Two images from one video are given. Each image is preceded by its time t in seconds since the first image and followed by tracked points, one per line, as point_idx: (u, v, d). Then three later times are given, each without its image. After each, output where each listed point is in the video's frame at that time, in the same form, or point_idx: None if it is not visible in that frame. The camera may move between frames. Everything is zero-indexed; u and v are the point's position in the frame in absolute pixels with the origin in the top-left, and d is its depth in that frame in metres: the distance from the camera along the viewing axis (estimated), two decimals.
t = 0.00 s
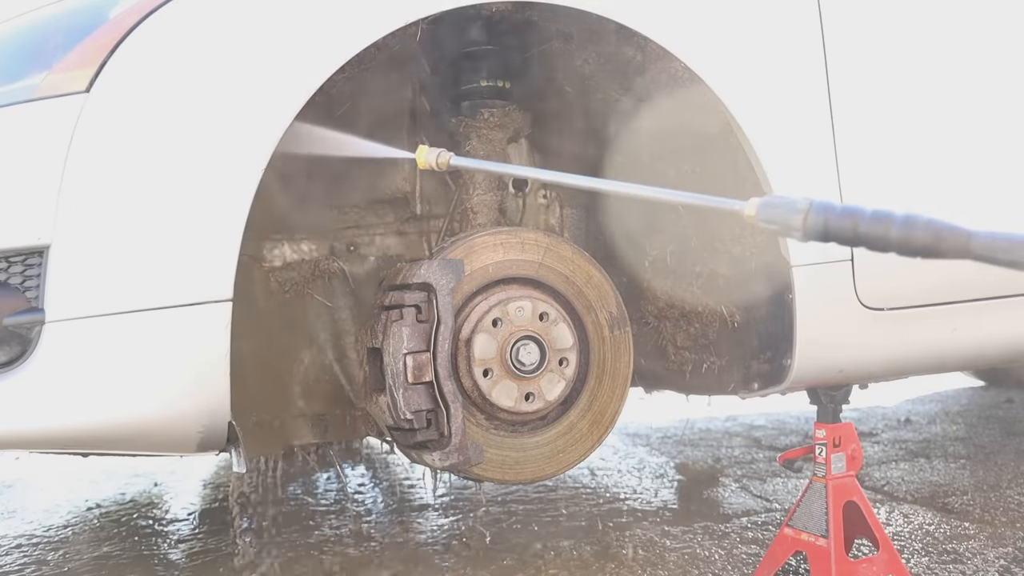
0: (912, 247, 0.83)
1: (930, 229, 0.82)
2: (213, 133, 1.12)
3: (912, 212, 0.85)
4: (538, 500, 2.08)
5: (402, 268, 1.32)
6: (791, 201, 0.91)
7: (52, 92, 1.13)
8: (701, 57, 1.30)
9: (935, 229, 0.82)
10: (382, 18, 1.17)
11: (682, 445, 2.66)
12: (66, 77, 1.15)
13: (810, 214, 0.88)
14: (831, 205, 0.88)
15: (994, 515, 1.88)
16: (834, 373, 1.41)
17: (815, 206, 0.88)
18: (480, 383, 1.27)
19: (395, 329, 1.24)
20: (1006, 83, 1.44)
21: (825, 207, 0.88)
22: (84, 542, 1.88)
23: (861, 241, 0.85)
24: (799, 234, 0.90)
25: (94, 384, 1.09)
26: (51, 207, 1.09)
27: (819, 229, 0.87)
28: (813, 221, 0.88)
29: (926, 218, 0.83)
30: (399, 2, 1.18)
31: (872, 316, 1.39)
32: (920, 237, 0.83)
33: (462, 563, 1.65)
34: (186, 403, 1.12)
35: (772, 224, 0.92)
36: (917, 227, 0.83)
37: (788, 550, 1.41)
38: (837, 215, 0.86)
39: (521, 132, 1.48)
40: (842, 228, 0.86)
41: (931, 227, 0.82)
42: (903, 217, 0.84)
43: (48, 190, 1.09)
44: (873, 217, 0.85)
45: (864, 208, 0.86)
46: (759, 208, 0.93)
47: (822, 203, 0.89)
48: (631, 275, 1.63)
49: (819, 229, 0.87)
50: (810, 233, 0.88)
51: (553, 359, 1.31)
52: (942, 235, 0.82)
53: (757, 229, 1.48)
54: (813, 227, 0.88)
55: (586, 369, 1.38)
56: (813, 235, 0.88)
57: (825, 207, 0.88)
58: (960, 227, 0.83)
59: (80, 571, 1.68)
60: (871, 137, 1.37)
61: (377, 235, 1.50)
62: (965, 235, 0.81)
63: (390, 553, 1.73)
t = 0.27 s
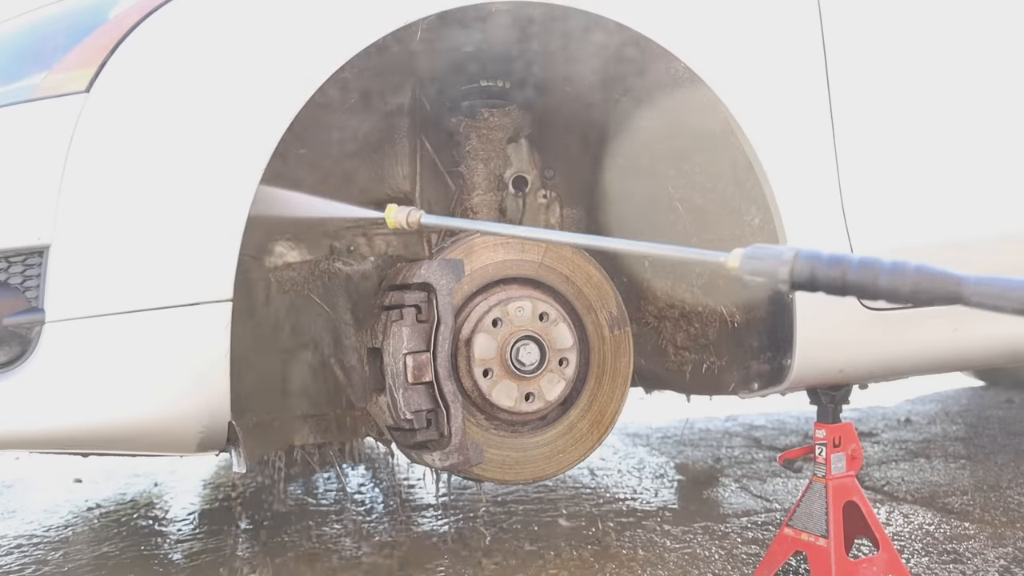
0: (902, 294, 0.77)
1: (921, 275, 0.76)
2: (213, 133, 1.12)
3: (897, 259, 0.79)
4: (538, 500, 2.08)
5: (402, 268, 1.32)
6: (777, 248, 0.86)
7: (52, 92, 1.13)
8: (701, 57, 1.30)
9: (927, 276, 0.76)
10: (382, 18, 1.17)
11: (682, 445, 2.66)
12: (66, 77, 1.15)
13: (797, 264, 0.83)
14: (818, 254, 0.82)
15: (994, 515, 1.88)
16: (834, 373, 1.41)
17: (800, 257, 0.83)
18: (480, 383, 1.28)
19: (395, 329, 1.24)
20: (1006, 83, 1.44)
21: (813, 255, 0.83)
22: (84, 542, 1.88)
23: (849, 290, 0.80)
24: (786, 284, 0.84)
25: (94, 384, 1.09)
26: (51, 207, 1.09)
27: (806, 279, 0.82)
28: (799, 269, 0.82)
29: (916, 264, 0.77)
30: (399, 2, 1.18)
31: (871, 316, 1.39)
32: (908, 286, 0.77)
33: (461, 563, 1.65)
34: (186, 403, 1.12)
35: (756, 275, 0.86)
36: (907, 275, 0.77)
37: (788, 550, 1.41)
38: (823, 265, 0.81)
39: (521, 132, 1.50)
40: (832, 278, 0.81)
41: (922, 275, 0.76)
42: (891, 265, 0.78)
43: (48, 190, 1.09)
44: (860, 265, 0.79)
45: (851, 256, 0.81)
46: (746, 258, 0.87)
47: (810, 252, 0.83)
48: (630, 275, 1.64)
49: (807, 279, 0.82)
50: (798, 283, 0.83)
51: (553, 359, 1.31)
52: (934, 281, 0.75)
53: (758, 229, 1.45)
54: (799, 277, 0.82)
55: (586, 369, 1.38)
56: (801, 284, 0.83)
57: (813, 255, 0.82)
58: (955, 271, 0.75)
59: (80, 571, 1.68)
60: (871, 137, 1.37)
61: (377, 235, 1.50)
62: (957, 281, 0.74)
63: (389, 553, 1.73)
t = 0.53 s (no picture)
0: (909, 394, 0.84)
1: (920, 375, 0.83)
2: (213, 133, 1.12)
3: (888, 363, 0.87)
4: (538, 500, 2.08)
5: (402, 268, 1.32)
6: (777, 363, 0.92)
7: (52, 92, 1.13)
8: (701, 57, 1.30)
9: (925, 375, 0.83)
10: (382, 18, 1.17)
11: (682, 445, 2.66)
12: (66, 77, 1.15)
13: (798, 378, 0.89)
14: (816, 366, 0.90)
15: (994, 515, 1.88)
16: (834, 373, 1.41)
17: (799, 372, 0.89)
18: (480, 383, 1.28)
19: (394, 329, 1.24)
20: (1006, 83, 1.44)
21: (811, 369, 0.89)
22: (84, 542, 1.88)
23: (856, 394, 0.87)
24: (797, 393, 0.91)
25: (94, 384, 1.09)
26: (51, 207, 1.09)
27: (812, 391, 0.89)
28: (803, 384, 0.89)
29: (915, 365, 0.84)
30: (399, 2, 1.18)
31: (871, 316, 1.39)
32: (916, 385, 0.83)
33: (462, 563, 1.65)
34: (186, 403, 1.12)
35: (762, 396, 0.92)
36: (907, 375, 0.84)
37: (788, 550, 1.41)
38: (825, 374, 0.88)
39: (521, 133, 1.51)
40: (833, 383, 0.88)
41: (921, 373, 0.83)
42: (891, 369, 0.86)
43: (48, 190, 1.09)
44: (857, 372, 0.87)
45: (850, 365, 0.89)
46: (745, 376, 0.93)
47: (809, 366, 0.90)
48: (630, 275, 1.66)
49: (811, 392, 0.89)
50: (804, 395, 0.90)
51: (553, 359, 1.31)
52: (935, 381, 0.82)
53: (757, 229, 1.45)
54: (803, 389, 0.89)
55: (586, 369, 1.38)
56: (807, 397, 0.90)
57: (811, 367, 0.89)
58: (951, 367, 0.83)
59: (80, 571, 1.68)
60: (871, 138, 1.37)
61: (377, 235, 1.49)
62: (958, 376, 0.81)
63: (387, 555, 1.72)
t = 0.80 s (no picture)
0: (914, 206, 0.80)
1: (930, 188, 0.79)
2: (212, 133, 1.12)
3: (920, 175, 0.82)
4: (538, 500, 2.08)
5: (402, 267, 1.32)
6: (807, 154, 0.90)
7: (52, 92, 1.13)
8: (701, 57, 1.30)
9: (938, 188, 0.78)
10: (381, 18, 1.17)
11: (682, 445, 2.66)
12: (66, 77, 1.15)
13: (821, 169, 0.87)
14: (846, 167, 0.85)
15: (994, 515, 1.88)
16: (834, 373, 1.41)
17: (826, 162, 0.87)
18: (480, 383, 1.27)
19: (394, 329, 1.24)
20: (1006, 83, 1.44)
21: (836, 164, 0.86)
22: (84, 542, 1.88)
23: (868, 196, 0.82)
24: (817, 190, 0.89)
25: (94, 384, 1.09)
26: (51, 207, 1.09)
27: (829, 185, 0.86)
28: (821, 178, 0.86)
29: (932, 177, 0.80)
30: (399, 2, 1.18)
31: (871, 316, 1.39)
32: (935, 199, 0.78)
33: (462, 563, 1.65)
34: (186, 403, 1.12)
35: (782, 178, 0.91)
36: (919, 185, 0.80)
37: (788, 550, 1.41)
38: (848, 178, 0.84)
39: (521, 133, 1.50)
40: (852, 190, 0.83)
41: (934, 186, 0.79)
42: (909, 180, 0.81)
43: (48, 190, 1.09)
44: (902, 179, 0.81)
45: (876, 167, 0.84)
46: (776, 161, 0.93)
47: (837, 161, 0.87)
48: (631, 275, 1.65)
49: (830, 185, 0.86)
50: (824, 188, 0.86)
51: (553, 359, 1.31)
52: (943, 197, 0.78)
53: (757, 229, 1.45)
54: (825, 182, 0.86)
55: (586, 369, 1.38)
56: (826, 191, 0.86)
57: (834, 163, 0.86)
58: (961, 188, 0.78)
59: (80, 571, 1.68)
60: (871, 137, 1.37)
61: (376, 235, 1.49)
62: (966, 197, 0.77)
63: (388, 554, 1.72)
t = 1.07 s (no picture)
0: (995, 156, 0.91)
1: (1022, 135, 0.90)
2: (212, 134, 1.12)
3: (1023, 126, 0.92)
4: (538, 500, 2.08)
5: (402, 267, 1.32)
6: (908, 109, 1.02)
7: (52, 92, 1.13)
8: (701, 57, 1.29)
9: None
10: (382, 18, 1.17)
11: (682, 445, 2.66)
12: (66, 77, 1.15)
13: (922, 125, 0.98)
14: (942, 117, 0.97)
15: (995, 515, 1.88)
16: (834, 372, 1.41)
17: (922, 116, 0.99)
18: (480, 383, 1.27)
19: (394, 329, 1.24)
20: (1006, 83, 1.44)
21: (938, 117, 0.98)
22: (84, 542, 1.88)
23: (974, 150, 0.92)
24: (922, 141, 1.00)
25: (94, 384, 1.09)
26: (51, 207, 1.09)
27: (936, 134, 0.96)
28: (927, 129, 0.98)
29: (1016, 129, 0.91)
30: (399, 2, 1.18)
31: (871, 316, 1.39)
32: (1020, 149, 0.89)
33: (462, 563, 1.65)
34: (186, 403, 1.12)
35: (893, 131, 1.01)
36: (1010, 137, 0.91)
37: (788, 551, 1.41)
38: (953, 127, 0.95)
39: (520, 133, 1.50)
40: (951, 138, 0.95)
41: None
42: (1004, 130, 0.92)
43: (48, 190, 1.09)
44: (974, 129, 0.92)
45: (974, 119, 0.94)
46: (885, 115, 1.03)
47: (940, 114, 0.98)
48: (630, 275, 1.67)
49: (934, 135, 0.97)
50: (926, 138, 0.98)
51: (553, 359, 1.31)
52: None
53: (758, 229, 1.43)
54: (926, 133, 0.98)
55: (586, 369, 1.38)
56: (929, 140, 0.98)
57: (936, 117, 0.98)
58: None
59: (80, 571, 1.68)
60: (871, 138, 1.37)
61: (375, 235, 1.49)
62: None
63: (389, 554, 1.72)
